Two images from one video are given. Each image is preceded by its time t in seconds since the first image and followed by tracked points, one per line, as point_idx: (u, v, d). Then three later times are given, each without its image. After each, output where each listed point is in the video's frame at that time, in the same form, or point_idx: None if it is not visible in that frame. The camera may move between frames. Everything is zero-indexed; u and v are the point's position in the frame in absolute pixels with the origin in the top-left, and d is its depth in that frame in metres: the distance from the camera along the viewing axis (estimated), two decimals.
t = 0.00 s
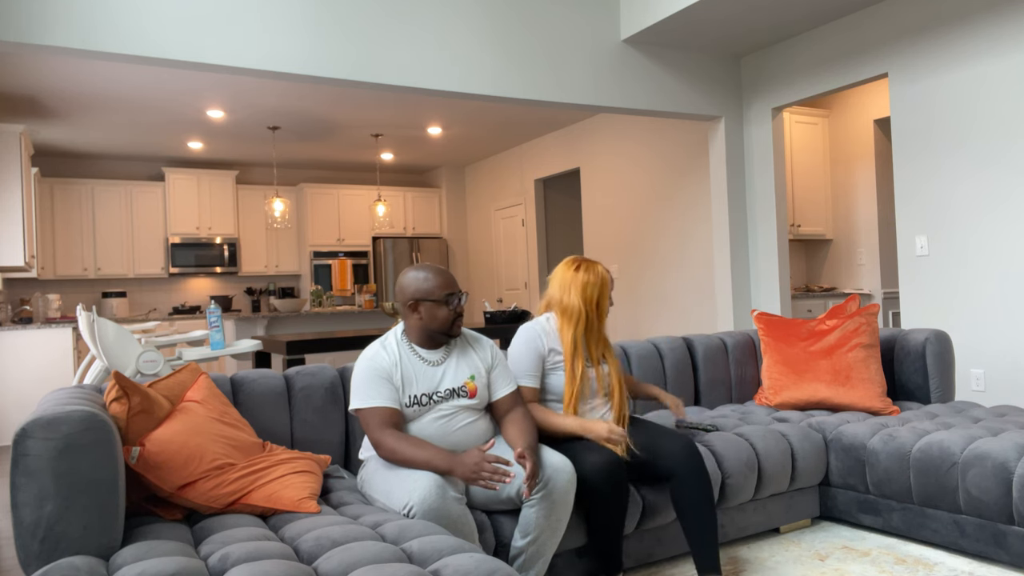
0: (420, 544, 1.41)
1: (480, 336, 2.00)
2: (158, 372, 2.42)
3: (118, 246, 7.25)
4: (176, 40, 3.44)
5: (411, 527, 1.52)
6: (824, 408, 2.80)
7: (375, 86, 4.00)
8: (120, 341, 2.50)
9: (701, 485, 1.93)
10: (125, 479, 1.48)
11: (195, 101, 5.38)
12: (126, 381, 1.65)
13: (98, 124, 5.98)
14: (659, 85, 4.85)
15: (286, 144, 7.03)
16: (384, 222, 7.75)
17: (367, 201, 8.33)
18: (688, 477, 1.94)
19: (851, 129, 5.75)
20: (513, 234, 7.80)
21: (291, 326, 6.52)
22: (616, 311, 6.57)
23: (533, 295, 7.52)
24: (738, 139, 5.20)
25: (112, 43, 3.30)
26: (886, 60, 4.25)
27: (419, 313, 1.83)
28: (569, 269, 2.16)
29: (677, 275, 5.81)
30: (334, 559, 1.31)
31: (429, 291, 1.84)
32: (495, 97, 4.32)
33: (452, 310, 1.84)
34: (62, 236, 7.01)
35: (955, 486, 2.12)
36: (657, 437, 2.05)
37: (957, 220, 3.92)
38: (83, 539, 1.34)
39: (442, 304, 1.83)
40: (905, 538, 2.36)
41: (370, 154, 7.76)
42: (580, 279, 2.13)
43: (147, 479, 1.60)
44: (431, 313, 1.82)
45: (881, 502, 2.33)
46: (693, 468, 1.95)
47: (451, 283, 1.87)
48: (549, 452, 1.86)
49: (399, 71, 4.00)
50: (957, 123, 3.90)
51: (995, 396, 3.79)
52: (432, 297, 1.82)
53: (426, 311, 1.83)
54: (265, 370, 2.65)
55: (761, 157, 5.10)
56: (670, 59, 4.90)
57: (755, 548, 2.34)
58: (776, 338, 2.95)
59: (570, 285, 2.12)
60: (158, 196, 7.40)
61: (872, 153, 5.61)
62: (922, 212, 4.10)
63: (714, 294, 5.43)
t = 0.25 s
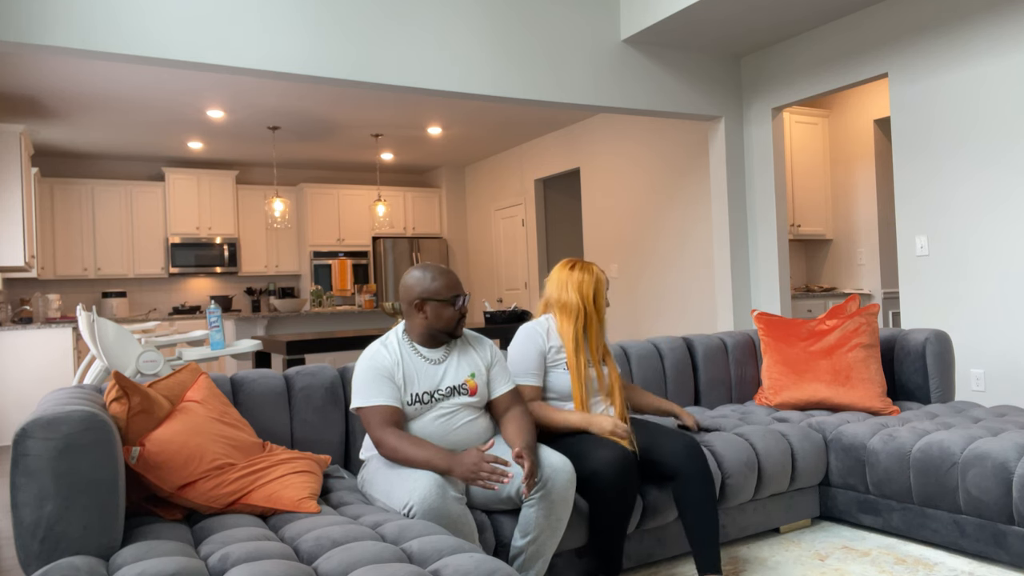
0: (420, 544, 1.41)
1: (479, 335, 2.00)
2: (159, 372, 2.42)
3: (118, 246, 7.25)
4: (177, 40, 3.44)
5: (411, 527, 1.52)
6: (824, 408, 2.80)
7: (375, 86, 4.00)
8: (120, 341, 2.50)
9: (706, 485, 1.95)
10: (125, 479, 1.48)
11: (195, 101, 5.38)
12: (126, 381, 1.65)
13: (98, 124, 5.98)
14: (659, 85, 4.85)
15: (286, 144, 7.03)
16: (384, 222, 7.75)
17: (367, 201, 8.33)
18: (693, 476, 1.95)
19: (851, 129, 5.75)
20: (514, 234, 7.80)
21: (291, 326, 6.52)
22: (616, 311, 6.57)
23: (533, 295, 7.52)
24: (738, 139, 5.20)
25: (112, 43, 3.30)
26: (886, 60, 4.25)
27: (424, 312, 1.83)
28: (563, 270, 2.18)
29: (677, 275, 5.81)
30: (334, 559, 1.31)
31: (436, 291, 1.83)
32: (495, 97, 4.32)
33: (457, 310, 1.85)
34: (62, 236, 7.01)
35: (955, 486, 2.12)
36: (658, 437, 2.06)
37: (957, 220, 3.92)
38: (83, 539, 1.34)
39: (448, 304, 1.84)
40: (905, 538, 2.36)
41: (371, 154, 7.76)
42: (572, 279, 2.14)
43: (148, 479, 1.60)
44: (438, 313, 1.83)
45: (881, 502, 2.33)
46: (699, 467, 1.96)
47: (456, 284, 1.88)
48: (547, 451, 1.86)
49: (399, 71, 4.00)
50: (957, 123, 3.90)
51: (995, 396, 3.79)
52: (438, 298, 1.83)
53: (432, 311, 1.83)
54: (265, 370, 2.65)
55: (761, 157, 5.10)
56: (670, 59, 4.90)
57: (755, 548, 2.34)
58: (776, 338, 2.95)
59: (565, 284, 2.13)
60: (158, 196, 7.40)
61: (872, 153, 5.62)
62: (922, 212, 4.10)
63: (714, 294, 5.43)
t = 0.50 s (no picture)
0: (420, 544, 1.41)
1: (481, 336, 2.00)
2: (158, 372, 2.41)
3: (118, 246, 7.25)
4: (178, 40, 3.44)
5: (411, 527, 1.52)
6: (824, 408, 2.80)
7: (375, 87, 4.00)
8: (120, 341, 2.50)
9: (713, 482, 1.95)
10: (125, 479, 1.48)
11: (195, 101, 5.38)
12: (126, 381, 1.65)
13: (98, 124, 5.98)
14: (659, 85, 4.85)
15: (286, 144, 7.03)
16: (384, 222, 7.75)
17: (367, 201, 8.33)
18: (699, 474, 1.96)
19: (851, 129, 5.75)
20: (514, 234, 7.80)
21: (291, 326, 6.52)
22: (616, 311, 6.57)
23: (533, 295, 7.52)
24: (738, 139, 5.20)
25: (112, 43, 3.30)
26: (886, 60, 4.25)
27: (421, 311, 1.83)
28: (552, 273, 2.20)
29: (677, 275, 5.81)
30: (334, 559, 1.31)
31: (433, 291, 1.83)
32: (495, 96, 4.32)
33: (454, 311, 1.84)
34: (62, 236, 7.01)
35: (955, 486, 2.12)
36: (662, 437, 2.07)
37: (958, 221, 3.92)
38: (83, 539, 1.34)
39: (444, 305, 1.83)
40: (905, 538, 2.37)
41: (371, 154, 7.76)
42: (559, 282, 2.16)
43: (148, 479, 1.60)
44: (434, 313, 1.82)
45: (881, 502, 2.33)
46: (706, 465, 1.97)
47: (455, 285, 1.87)
48: (546, 450, 1.86)
49: (399, 71, 4.00)
50: (957, 123, 3.90)
51: (995, 395, 3.79)
52: (435, 298, 1.82)
53: (428, 310, 1.82)
54: (265, 370, 2.65)
55: (761, 157, 5.10)
56: (670, 59, 4.90)
57: (755, 548, 2.34)
58: (776, 338, 2.95)
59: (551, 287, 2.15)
60: (158, 196, 7.40)
61: (872, 153, 5.62)
62: (922, 212, 4.10)
63: (714, 294, 5.43)
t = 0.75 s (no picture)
0: (420, 544, 1.41)
1: (478, 338, 2.02)
2: (158, 372, 2.41)
3: (118, 246, 7.25)
4: (179, 40, 3.45)
5: (411, 527, 1.52)
6: (824, 408, 2.80)
7: (375, 87, 4.00)
8: (120, 341, 2.50)
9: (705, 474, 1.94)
10: (125, 479, 1.48)
11: (195, 101, 5.38)
12: (126, 381, 1.65)
13: (98, 124, 5.98)
14: (659, 85, 4.86)
15: (286, 144, 7.03)
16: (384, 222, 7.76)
17: (367, 201, 8.33)
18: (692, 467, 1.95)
19: (851, 129, 5.75)
20: (514, 234, 7.80)
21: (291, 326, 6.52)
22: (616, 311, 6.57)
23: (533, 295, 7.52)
24: (738, 139, 5.20)
25: (112, 43, 3.30)
26: (886, 60, 4.25)
27: (407, 313, 1.83)
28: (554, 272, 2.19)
29: (677, 275, 5.81)
30: (334, 559, 1.31)
31: (421, 296, 1.82)
32: (495, 97, 4.32)
33: (438, 318, 1.81)
34: (62, 236, 7.01)
35: (955, 486, 2.12)
36: (659, 432, 2.06)
37: (958, 221, 3.92)
38: (83, 539, 1.34)
39: (428, 310, 1.81)
40: (905, 538, 2.36)
41: (371, 154, 7.76)
42: (554, 284, 2.15)
43: (147, 479, 1.59)
44: (418, 317, 1.82)
45: (881, 502, 2.33)
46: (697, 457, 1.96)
47: (447, 293, 1.83)
48: (547, 450, 1.86)
49: (399, 71, 4.00)
50: (957, 123, 3.90)
51: (994, 396, 3.79)
52: (421, 303, 1.81)
53: (414, 313, 1.82)
54: (265, 370, 2.65)
55: (761, 157, 5.10)
56: (670, 59, 4.91)
57: (755, 548, 2.34)
58: (776, 338, 2.95)
59: (546, 288, 2.16)
60: (158, 196, 7.40)
61: (872, 153, 5.62)
62: (922, 213, 4.10)
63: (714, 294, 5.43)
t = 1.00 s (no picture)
0: (420, 544, 1.41)
1: (473, 338, 2.04)
2: (158, 372, 2.41)
3: (118, 246, 7.25)
4: (180, 40, 3.45)
5: (411, 527, 1.51)
6: (824, 408, 2.80)
7: (375, 87, 4.00)
8: (120, 341, 2.50)
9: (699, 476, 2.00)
10: (125, 479, 1.48)
11: (195, 101, 5.38)
12: (126, 381, 1.65)
13: (98, 124, 5.98)
14: (659, 85, 4.86)
15: (286, 144, 7.03)
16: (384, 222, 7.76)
17: (367, 201, 8.33)
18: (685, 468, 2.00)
19: (851, 129, 5.75)
20: (514, 234, 7.79)
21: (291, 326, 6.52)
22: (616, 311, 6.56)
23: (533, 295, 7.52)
24: (738, 138, 5.20)
25: (112, 43, 3.30)
26: (886, 59, 4.25)
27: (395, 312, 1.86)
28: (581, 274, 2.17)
29: (677, 275, 5.81)
30: (334, 559, 1.31)
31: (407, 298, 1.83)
32: (496, 96, 4.32)
33: (422, 321, 1.82)
34: (62, 235, 7.01)
35: (955, 486, 2.12)
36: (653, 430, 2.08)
37: (958, 221, 3.92)
38: (83, 539, 1.34)
39: (412, 313, 1.82)
40: (905, 538, 2.36)
41: (371, 154, 7.76)
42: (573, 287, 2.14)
43: (148, 479, 1.59)
44: (404, 318, 1.84)
45: (881, 502, 2.33)
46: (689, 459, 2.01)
47: (435, 297, 1.83)
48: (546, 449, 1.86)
49: (399, 71, 4.00)
50: (958, 123, 3.90)
51: (994, 396, 3.79)
52: (405, 306, 1.83)
53: (400, 313, 1.85)
54: (265, 370, 2.65)
55: (761, 157, 5.10)
56: (670, 59, 4.91)
57: (755, 548, 2.34)
58: (776, 338, 2.95)
59: (568, 287, 2.14)
60: (158, 196, 7.40)
61: (872, 153, 5.61)
62: (922, 213, 4.10)
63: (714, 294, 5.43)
